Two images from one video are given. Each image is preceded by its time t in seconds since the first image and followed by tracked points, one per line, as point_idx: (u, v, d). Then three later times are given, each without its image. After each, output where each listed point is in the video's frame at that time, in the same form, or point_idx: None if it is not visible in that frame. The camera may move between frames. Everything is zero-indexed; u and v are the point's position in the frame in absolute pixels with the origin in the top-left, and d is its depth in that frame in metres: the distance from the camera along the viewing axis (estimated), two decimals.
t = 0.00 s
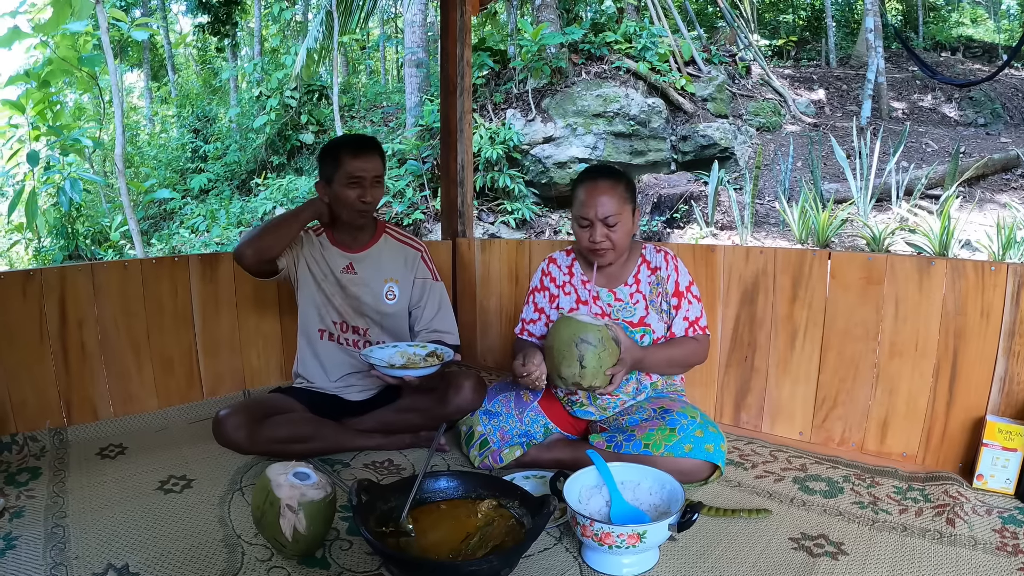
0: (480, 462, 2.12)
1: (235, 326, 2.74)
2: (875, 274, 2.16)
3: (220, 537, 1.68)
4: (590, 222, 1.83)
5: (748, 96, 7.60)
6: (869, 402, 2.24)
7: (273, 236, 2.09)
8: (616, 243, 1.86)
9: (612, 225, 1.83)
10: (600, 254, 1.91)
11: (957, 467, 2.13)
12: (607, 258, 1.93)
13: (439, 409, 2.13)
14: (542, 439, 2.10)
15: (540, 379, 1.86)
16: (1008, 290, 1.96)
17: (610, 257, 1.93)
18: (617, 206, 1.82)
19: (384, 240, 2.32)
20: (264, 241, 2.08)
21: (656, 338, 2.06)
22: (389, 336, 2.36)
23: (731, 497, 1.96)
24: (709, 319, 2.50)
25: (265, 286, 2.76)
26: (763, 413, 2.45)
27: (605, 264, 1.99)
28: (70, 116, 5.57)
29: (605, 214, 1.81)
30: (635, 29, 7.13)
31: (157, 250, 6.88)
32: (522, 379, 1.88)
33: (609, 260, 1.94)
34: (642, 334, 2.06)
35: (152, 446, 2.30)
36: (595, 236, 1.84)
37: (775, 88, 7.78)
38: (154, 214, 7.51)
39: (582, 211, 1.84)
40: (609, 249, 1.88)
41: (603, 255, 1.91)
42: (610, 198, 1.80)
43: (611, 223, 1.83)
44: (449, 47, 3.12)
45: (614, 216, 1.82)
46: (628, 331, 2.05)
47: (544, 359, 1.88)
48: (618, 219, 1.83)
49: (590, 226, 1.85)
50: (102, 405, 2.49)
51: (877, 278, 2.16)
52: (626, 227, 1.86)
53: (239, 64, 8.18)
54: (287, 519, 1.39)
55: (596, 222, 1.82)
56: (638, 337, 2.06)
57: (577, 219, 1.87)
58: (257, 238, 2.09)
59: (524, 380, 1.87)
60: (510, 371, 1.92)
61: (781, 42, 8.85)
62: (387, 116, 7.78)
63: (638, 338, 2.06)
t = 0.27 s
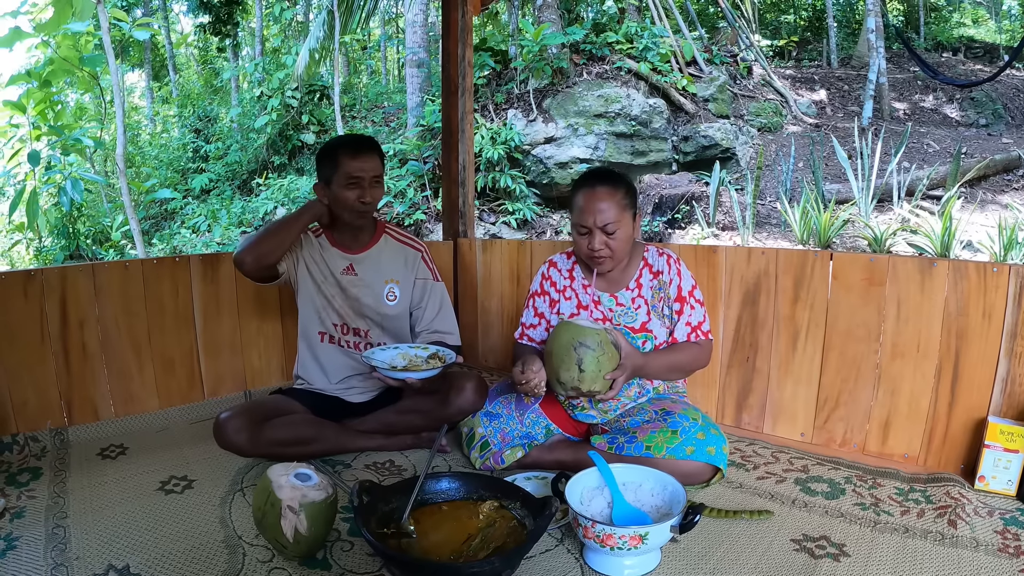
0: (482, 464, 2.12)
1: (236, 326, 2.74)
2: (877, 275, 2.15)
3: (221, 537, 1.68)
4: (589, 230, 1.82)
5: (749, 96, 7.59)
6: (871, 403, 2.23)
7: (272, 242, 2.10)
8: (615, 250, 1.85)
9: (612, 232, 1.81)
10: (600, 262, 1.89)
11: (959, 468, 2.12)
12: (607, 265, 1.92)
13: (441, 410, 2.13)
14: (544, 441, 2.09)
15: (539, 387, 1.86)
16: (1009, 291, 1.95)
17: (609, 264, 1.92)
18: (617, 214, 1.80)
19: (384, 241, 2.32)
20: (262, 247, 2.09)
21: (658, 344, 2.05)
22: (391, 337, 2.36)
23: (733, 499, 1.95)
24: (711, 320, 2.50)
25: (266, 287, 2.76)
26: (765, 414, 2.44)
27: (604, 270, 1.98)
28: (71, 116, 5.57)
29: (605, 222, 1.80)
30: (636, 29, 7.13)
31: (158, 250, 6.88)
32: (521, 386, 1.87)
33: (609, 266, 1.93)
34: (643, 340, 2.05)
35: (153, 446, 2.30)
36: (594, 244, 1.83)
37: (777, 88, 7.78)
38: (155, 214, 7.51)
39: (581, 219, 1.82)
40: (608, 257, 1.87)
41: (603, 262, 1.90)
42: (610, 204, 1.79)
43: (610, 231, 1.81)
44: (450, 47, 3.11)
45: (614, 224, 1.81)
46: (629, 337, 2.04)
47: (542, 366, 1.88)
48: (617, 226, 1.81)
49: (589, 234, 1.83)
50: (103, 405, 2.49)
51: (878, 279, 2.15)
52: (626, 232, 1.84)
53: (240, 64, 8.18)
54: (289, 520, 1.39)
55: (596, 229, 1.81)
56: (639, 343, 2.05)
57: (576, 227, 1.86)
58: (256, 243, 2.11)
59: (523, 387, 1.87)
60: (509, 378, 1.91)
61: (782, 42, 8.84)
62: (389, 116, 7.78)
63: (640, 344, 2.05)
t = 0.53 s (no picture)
0: (482, 464, 2.12)
1: (236, 327, 2.74)
2: (879, 275, 2.15)
3: (220, 538, 1.68)
4: (586, 237, 1.81)
5: (750, 96, 7.58)
6: (871, 404, 2.23)
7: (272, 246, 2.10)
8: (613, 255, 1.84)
9: (609, 238, 1.81)
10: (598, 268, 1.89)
11: (960, 469, 2.12)
12: (606, 270, 1.92)
13: (441, 411, 2.13)
14: (544, 441, 2.09)
15: (539, 386, 1.85)
16: (1011, 292, 1.94)
17: (607, 270, 1.92)
18: (615, 219, 1.80)
19: (385, 241, 2.32)
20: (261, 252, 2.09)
21: (658, 345, 2.05)
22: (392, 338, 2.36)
23: (734, 500, 1.95)
24: (711, 321, 2.50)
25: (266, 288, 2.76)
26: (766, 415, 2.44)
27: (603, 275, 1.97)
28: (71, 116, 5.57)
29: (602, 228, 1.79)
30: (637, 29, 7.13)
31: (158, 250, 6.87)
32: (521, 385, 1.87)
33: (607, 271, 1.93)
34: (644, 342, 2.05)
35: (153, 446, 2.30)
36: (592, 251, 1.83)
37: (778, 88, 7.77)
38: (155, 214, 7.51)
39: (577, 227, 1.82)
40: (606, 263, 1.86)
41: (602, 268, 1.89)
42: (607, 210, 1.78)
43: (608, 238, 1.81)
44: (450, 47, 3.11)
45: (612, 230, 1.80)
46: (629, 339, 2.04)
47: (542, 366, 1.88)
48: (614, 233, 1.80)
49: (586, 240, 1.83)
50: (104, 405, 2.48)
51: (880, 279, 2.15)
52: (624, 237, 1.84)
53: (241, 64, 8.19)
54: (288, 520, 1.39)
55: (593, 236, 1.80)
56: (639, 345, 2.05)
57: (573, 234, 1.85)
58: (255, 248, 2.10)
59: (522, 386, 1.87)
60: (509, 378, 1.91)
61: (783, 43, 8.84)
62: (389, 116, 7.77)
63: (640, 345, 2.05)
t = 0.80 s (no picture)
0: (482, 464, 2.12)
1: (236, 327, 2.73)
2: (880, 275, 2.14)
3: (220, 538, 1.68)
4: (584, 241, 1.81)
5: (751, 96, 7.57)
6: (872, 404, 2.22)
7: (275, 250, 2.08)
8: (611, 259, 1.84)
9: (607, 243, 1.80)
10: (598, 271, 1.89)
11: (961, 469, 2.11)
12: (605, 273, 1.92)
13: (441, 411, 2.12)
14: (544, 441, 2.09)
15: (540, 382, 1.86)
16: (1012, 291, 1.94)
17: (607, 272, 1.92)
18: (613, 224, 1.79)
19: (388, 242, 2.32)
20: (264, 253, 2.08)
21: (659, 345, 2.05)
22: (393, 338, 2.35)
23: (734, 500, 1.94)
24: (712, 321, 2.49)
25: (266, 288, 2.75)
26: (766, 416, 2.43)
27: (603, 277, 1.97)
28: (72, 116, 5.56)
29: (601, 234, 1.79)
30: (637, 29, 7.12)
31: (159, 250, 6.87)
32: (521, 381, 1.87)
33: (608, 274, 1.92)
34: (644, 342, 2.05)
35: (153, 446, 2.30)
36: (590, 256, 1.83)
37: (779, 88, 7.76)
38: (156, 214, 7.52)
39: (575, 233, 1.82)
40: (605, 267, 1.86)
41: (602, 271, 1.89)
42: (605, 214, 1.78)
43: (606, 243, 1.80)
44: (451, 47, 3.11)
45: (611, 235, 1.79)
46: (630, 339, 2.04)
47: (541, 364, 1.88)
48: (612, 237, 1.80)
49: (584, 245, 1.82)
50: (103, 405, 2.48)
51: (881, 279, 2.14)
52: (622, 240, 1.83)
53: (242, 64, 8.18)
54: (287, 520, 1.38)
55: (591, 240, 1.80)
56: (640, 344, 2.05)
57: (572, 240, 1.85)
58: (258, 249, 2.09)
59: (522, 382, 1.86)
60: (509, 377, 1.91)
61: (784, 43, 8.83)
62: (390, 116, 7.77)
63: (640, 345, 2.05)
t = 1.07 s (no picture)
0: (482, 464, 2.11)
1: (236, 326, 2.73)
2: (881, 275, 2.14)
3: (220, 538, 1.67)
4: (582, 242, 1.81)
5: (752, 96, 7.57)
6: (873, 405, 2.22)
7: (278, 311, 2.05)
8: (610, 260, 1.84)
9: (607, 243, 1.80)
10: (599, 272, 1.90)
11: (962, 470, 2.11)
12: (606, 274, 1.92)
13: (442, 411, 2.12)
14: (544, 442, 2.09)
15: (540, 383, 1.85)
16: (1014, 292, 1.93)
17: (607, 273, 1.92)
18: (611, 224, 1.79)
19: (394, 242, 2.32)
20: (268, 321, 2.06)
21: (660, 345, 2.05)
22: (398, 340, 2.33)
23: (735, 501, 1.94)
24: (713, 321, 2.49)
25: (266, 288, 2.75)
26: (767, 416, 2.43)
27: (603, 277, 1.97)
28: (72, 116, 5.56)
29: (599, 235, 1.79)
30: (639, 29, 7.12)
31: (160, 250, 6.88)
32: (520, 382, 1.87)
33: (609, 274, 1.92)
34: (645, 342, 2.05)
35: (154, 446, 2.30)
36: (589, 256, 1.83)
37: (780, 89, 7.75)
38: (157, 214, 7.52)
39: (572, 233, 1.82)
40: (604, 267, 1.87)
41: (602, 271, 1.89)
42: (603, 214, 1.77)
43: (604, 244, 1.80)
44: (452, 47, 3.10)
45: (610, 236, 1.79)
46: (630, 339, 2.04)
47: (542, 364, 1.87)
48: (611, 238, 1.80)
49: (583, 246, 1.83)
50: (104, 405, 2.48)
51: (882, 280, 2.14)
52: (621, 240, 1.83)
53: (243, 64, 8.19)
54: (288, 520, 1.38)
55: (589, 241, 1.80)
56: (641, 344, 2.05)
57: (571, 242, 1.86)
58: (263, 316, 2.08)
59: (522, 383, 1.86)
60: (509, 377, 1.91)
61: (785, 43, 8.83)
62: (391, 116, 7.77)
63: (641, 345, 2.05)
